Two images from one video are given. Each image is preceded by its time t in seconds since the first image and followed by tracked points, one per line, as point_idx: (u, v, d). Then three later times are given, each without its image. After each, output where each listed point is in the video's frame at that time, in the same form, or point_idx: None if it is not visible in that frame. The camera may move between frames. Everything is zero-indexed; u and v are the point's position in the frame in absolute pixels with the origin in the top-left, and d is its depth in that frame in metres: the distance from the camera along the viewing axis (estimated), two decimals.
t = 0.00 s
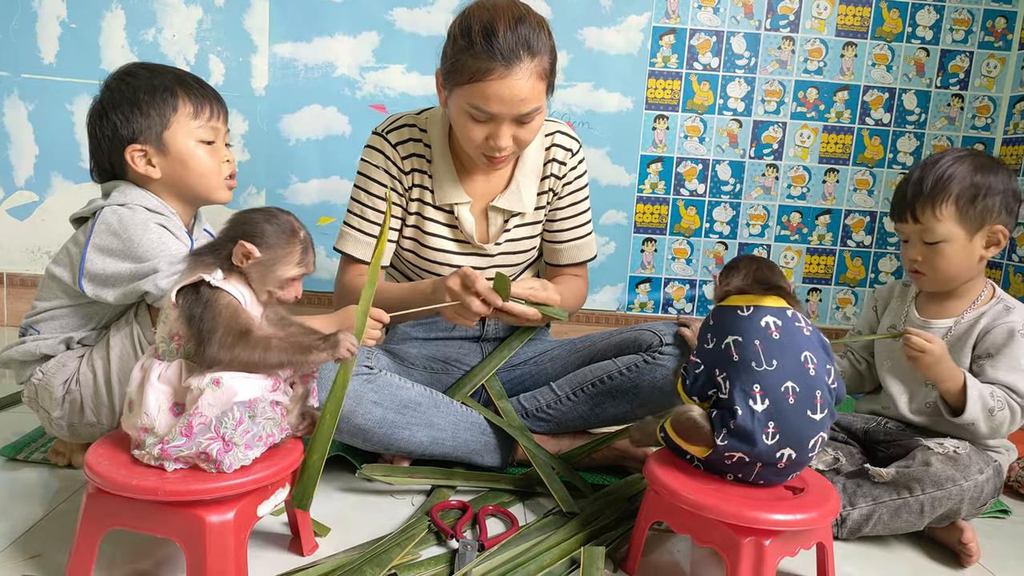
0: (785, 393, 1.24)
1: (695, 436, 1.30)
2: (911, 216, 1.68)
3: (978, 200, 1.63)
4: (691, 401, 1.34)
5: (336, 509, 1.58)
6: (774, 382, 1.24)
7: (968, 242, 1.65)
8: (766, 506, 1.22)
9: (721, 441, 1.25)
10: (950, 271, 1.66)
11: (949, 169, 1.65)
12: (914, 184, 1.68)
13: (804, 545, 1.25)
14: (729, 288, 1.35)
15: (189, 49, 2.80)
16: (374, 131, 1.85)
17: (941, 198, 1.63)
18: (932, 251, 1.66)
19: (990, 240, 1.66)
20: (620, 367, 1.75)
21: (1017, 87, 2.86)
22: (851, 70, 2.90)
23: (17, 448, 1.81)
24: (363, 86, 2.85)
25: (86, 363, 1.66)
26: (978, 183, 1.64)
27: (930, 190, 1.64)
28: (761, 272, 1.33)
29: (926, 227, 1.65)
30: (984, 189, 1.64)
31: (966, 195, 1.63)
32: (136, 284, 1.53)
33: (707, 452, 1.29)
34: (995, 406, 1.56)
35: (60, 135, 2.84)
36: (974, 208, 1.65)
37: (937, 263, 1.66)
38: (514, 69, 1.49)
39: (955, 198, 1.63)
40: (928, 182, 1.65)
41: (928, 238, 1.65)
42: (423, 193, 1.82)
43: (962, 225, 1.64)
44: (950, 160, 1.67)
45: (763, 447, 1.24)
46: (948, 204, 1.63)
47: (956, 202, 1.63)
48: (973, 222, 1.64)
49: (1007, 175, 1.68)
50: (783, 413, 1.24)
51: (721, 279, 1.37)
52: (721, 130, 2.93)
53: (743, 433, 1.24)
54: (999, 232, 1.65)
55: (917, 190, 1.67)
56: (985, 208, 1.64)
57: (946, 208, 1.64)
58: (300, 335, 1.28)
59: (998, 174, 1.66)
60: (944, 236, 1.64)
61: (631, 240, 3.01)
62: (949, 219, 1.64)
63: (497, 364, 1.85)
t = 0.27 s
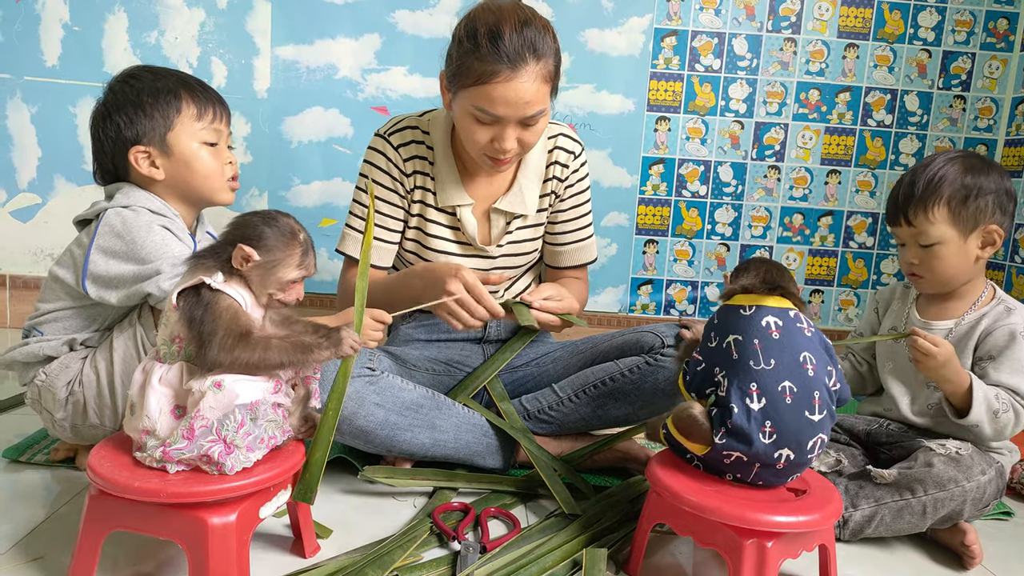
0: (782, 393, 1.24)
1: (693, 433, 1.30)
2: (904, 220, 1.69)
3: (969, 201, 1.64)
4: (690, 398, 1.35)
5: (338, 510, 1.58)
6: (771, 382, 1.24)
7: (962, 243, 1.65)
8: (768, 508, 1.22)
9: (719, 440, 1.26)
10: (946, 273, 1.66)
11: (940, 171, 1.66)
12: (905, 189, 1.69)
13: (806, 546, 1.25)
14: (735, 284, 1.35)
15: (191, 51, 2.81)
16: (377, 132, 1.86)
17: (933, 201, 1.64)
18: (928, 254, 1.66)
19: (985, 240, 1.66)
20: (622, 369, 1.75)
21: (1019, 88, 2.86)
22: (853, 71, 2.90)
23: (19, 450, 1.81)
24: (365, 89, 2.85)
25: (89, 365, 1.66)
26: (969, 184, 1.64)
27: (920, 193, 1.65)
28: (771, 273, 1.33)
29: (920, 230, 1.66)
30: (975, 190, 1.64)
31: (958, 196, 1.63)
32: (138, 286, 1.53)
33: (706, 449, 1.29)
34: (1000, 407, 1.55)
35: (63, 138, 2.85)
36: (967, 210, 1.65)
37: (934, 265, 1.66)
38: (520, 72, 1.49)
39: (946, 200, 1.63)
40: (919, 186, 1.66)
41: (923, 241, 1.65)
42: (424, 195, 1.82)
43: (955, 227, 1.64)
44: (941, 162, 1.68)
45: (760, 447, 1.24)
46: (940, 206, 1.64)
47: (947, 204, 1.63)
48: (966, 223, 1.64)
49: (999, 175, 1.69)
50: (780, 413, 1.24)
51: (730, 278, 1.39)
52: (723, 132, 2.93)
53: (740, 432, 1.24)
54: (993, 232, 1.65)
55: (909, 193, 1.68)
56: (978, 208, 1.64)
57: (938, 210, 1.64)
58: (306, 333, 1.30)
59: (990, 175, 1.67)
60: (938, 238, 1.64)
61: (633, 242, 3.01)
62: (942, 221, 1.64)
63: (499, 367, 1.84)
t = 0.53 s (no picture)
0: (785, 393, 1.24)
1: (693, 435, 1.31)
2: (900, 222, 1.69)
3: (965, 202, 1.64)
4: (691, 391, 1.38)
5: (338, 511, 1.58)
6: (775, 381, 1.24)
7: (958, 244, 1.65)
8: (768, 509, 1.22)
9: (720, 440, 1.26)
10: (943, 274, 1.66)
11: (934, 172, 1.66)
12: (901, 191, 1.69)
13: (806, 547, 1.25)
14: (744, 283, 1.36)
15: (192, 52, 2.81)
16: (377, 132, 1.86)
17: (928, 202, 1.64)
18: (924, 254, 1.66)
19: (981, 240, 1.66)
20: (622, 370, 1.75)
21: (1019, 89, 2.86)
22: (853, 72, 2.90)
23: (18, 450, 1.81)
24: (365, 90, 2.86)
25: (89, 365, 1.66)
26: (964, 185, 1.65)
27: (916, 194, 1.65)
28: (783, 275, 1.32)
29: (916, 231, 1.66)
30: (970, 191, 1.64)
31: (953, 197, 1.63)
32: (138, 287, 1.53)
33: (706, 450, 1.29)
34: (993, 393, 1.54)
35: (63, 138, 2.85)
36: (962, 210, 1.65)
37: (930, 265, 1.66)
38: (524, 73, 1.49)
39: (942, 201, 1.63)
40: (914, 187, 1.66)
41: (919, 242, 1.66)
42: (424, 195, 1.82)
43: (951, 228, 1.64)
44: (935, 163, 1.68)
45: (761, 447, 1.24)
46: (935, 207, 1.64)
47: (943, 205, 1.64)
48: (962, 224, 1.64)
49: (993, 176, 1.69)
50: (782, 413, 1.24)
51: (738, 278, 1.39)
52: (723, 133, 2.93)
53: (741, 430, 1.24)
54: (989, 232, 1.65)
55: (904, 195, 1.68)
56: (973, 209, 1.64)
57: (933, 211, 1.64)
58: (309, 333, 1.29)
59: (984, 175, 1.67)
60: (935, 239, 1.64)
61: (633, 243, 3.01)
62: (938, 222, 1.64)
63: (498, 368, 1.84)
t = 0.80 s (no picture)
0: (786, 394, 1.24)
1: (693, 437, 1.31)
2: (900, 222, 1.69)
3: (964, 201, 1.64)
4: (690, 391, 1.38)
5: (338, 511, 1.58)
6: (776, 383, 1.24)
7: (959, 244, 1.65)
8: (768, 509, 1.22)
9: (720, 441, 1.26)
10: (943, 274, 1.66)
11: (934, 172, 1.66)
12: (900, 192, 1.69)
13: (806, 548, 1.25)
14: (744, 284, 1.35)
15: (192, 52, 2.81)
16: (377, 133, 1.86)
17: (928, 202, 1.64)
18: (924, 255, 1.67)
19: (981, 240, 1.66)
20: (622, 370, 1.75)
21: (1019, 90, 2.86)
22: (853, 73, 2.90)
23: (18, 450, 1.81)
24: (365, 90, 2.86)
25: (89, 366, 1.66)
26: (963, 185, 1.65)
27: (916, 195, 1.65)
28: (784, 276, 1.32)
29: (916, 232, 1.66)
30: (970, 191, 1.65)
31: (952, 197, 1.64)
32: (138, 287, 1.53)
33: (706, 451, 1.29)
34: (952, 369, 1.54)
35: (63, 138, 2.85)
36: (962, 210, 1.65)
37: (930, 266, 1.66)
38: (525, 73, 1.49)
39: (941, 201, 1.63)
40: (914, 188, 1.66)
41: (920, 243, 1.66)
42: (424, 195, 1.82)
43: (951, 228, 1.64)
44: (934, 164, 1.68)
45: (761, 448, 1.24)
46: (935, 207, 1.64)
47: (943, 205, 1.64)
48: (962, 223, 1.64)
49: (992, 176, 1.69)
50: (782, 414, 1.24)
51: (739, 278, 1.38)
52: (723, 133, 2.93)
53: (741, 431, 1.24)
54: (989, 231, 1.65)
55: (904, 196, 1.68)
56: (972, 208, 1.64)
57: (933, 211, 1.64)
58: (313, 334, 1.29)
59: (983, 175, 1.67)
60: (935, 239, 1.64)
61: (633, 243, 3.01)
62: (938, 222, 1.64)
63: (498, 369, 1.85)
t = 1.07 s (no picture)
0: (788, 396, 1.24)
1: (693, 438, 1.32)
2: (897, 223, 1.69)
3: (961, 202, 1.64)
4: (695, 396, 1.37)
5: (338, 511, 1.58)
6: (778, 384, 1.24)
7: (956, 245, 1.65)
8: (767, 510, 1.22)
9: (720, 443, 1.26)
10: (940, 275, 1.67)
11: (930, 174, 1.66)
12: (897, 193, 1.69)
13: (806, 548, 1.25)
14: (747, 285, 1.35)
15: (192, 52, 2.81)
16: (377, 133, 1.86)
17: (926, 204, 1.64)
18: (922, 256, 1.66)
19: (978, 241, 1.66)
20: (622, 370, 1.75)
21: (1019, 90, 2.86)
22: (852, 73, 2.90)
23: (18, 451, 1.81)
24: (365, 90, 2.86)
25: (88, 366, 1.66)
26: (960, 186, 1.65)
27: (913, 196, 1.65)
28: (786, 277, 1.32)
29: (914, 233, 1.66)
30: (967, 192, 1.65)
31: (950, 198, 1.64)
32: (137, 288, 1.53)
33: (705, 451, 1.30)
34: (945, 389, 1.55)
35: (63, 138, 2.85)
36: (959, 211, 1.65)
37: (928, 267, 1.66)
38: (524, 73, 1.49)
39: (939, 202, 1.63)
40: (911, 189, 1.66)
41: (917, 244, 1.66)
42: (423, 195, 1.82)
43: (948, 229, 1.64)
44: (931, 165, 1.68)
45: (762, 448, 1.24)
46: (933, 208, 1.64)
47: (940, 207, 1.63)
48: (959, 225, 1.64)
49: (989, 177, 1.69)
50: (784, 415, 1.24)
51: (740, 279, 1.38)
52: (722, 134, 2.94)
53: (742, 432, 1.24)
54: (986, 232, 1.65)
55: (901, 197, 1.67)
56: (970, 209, 1.64)
57: (930, 212, 1.64)
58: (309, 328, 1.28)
59: (980, 176, 1.67)
60: (932, 241, 1.64)
61: (633, 243, 3.01)
62: (935, 223, 1.64)
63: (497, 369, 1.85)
